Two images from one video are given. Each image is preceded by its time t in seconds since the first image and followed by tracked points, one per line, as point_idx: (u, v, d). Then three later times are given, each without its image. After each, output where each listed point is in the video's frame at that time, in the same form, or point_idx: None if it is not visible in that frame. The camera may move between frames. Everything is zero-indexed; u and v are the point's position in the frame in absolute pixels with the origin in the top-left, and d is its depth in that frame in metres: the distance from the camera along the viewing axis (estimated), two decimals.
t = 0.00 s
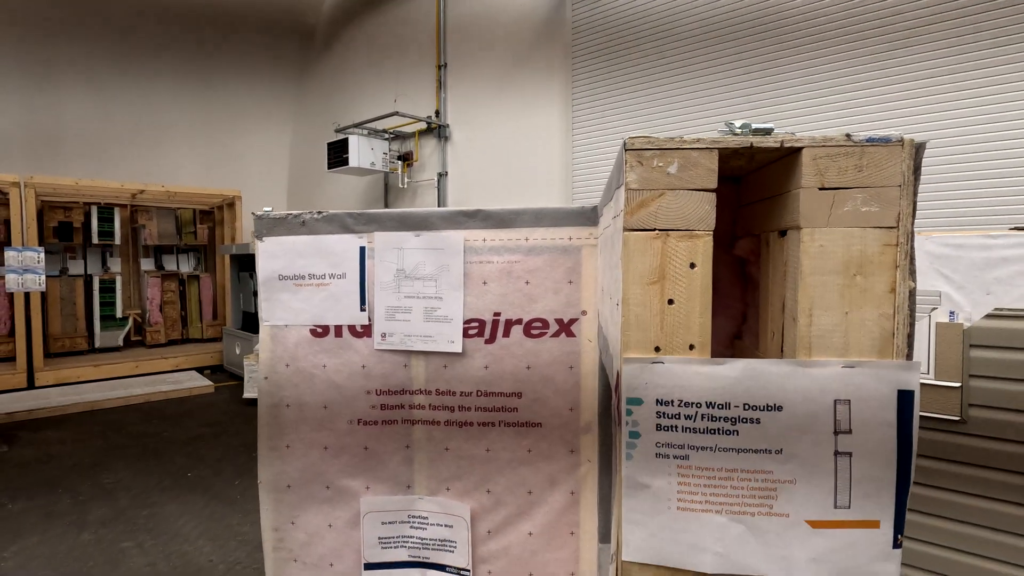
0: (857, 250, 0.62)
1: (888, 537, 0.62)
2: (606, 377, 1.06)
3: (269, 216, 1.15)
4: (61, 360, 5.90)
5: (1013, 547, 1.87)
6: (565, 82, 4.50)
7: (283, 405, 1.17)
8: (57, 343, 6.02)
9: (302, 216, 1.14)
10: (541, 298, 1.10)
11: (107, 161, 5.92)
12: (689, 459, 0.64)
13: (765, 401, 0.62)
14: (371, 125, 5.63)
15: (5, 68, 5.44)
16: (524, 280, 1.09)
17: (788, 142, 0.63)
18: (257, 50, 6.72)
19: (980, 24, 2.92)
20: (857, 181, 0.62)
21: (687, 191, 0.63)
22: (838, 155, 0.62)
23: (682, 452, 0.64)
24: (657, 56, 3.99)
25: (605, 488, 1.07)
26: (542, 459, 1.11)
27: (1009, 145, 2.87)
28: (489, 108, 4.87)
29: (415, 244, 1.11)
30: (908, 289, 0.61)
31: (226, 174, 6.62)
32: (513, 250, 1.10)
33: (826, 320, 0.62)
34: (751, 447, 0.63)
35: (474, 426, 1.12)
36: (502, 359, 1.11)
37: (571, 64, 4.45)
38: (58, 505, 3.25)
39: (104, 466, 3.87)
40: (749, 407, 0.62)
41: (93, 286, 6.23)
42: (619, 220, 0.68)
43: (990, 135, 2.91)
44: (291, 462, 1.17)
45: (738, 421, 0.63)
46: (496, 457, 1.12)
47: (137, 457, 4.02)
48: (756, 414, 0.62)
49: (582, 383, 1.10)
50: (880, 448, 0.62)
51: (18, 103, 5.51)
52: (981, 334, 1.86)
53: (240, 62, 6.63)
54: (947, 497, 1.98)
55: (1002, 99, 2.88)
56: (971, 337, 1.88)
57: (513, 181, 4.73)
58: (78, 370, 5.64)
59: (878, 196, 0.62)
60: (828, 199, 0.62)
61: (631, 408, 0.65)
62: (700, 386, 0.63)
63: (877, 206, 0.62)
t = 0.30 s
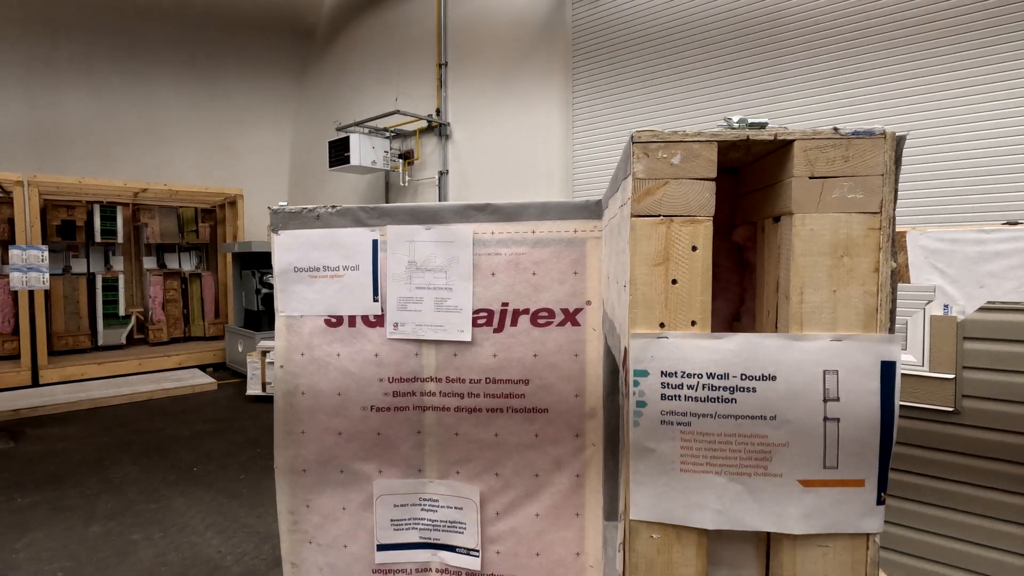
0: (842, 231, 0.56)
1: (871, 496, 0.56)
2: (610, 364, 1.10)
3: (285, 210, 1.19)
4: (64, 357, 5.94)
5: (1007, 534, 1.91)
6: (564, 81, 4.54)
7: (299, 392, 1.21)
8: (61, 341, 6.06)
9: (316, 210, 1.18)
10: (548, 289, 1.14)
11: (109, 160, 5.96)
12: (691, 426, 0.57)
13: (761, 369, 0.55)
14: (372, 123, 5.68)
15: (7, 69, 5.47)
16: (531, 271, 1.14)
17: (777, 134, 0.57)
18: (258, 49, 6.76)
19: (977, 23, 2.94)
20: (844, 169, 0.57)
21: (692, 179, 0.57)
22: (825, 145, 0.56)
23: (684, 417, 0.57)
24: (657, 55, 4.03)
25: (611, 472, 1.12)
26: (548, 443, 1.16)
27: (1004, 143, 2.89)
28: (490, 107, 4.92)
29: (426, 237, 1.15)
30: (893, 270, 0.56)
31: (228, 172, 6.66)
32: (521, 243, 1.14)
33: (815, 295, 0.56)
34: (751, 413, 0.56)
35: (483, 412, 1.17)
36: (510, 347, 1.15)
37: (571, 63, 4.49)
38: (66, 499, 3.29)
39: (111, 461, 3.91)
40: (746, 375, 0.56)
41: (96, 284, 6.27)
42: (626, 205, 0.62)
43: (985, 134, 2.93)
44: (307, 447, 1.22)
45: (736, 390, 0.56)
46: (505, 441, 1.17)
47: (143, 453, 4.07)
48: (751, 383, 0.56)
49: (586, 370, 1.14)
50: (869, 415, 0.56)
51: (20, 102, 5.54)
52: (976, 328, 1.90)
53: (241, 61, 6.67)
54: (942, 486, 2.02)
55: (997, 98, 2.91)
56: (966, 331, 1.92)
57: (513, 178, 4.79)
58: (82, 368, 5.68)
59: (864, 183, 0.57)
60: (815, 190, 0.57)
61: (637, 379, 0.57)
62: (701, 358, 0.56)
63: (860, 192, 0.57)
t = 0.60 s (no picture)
0: (828, 216, 0.56)
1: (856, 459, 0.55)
2: (611, 352, 1.14)
3: (297, 204, 1.23)
4: (66, 356, 5.96)
5: (998, 522, 1.95)
6: (564, 81, 4.59)
7: (310, 380, 1.25)
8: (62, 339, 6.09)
9: (327, 204, 1.22)
10: (551, 280, 1.18)
11: (109, 160, 5.99)
12: (690, 395, 0.56)
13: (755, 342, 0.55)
14: (373, 123, 5.72)
15: (7, 68, 5.49)
16: (535, 263, 1.18)
17: (766, 127, 0.57)
18: (258, 49, 6.79)
19: (972, 17, 2.92)
20: (834, 158, 0.56)
21: (692, 168, 0.56)
22: (813, 133, 0.56)
23: (682, 387, 0.56)
24: (654, 55, 4.08)
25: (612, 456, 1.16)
26: (552, 429, 1.20)
27: (1002, 138, 2.85)
28: (489, 107, 4.97)
29: (434, 229, 1.19)
30: (875, 251, 0.55)
31: (228, 172, 6.69)
32: (526, 235, 1.18)
33: (805, 272, 0.55)
34: (746, 382, 0.56)
35: (489, 398, 1.21)
36: (515, 336, 1.19)
37: (570, 63, 4.54)
38: (72, 495, 3.33)
39: (114, 457, 3.94)
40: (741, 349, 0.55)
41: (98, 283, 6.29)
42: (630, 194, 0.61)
43: (981, 129, 2.91)
44: (319, 433, 1.26)
45: (733, 364, 0.55)
46: (510, 427, 1.21)
47: (146, 449, 4.10)
48: (745, 354, 0.55)
49: (589, 358, 1.18)
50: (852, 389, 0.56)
51: (20, 103, 5.56)
52: (967, 321, 1.94)
53: (241, 61, 6.70)
54: (934, 476, 2.07)
55: (992, 93, 2.88)
56: (958, 324, 1.97)
57: (512, 177, 4.84)
58: (84, 366, 5.71)
59: (851, 171, 0.56)
60: (803, 177, 0.56)
61: (638, 354, 0.57)
62: (698, 333, 0.56)
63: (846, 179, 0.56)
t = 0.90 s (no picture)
0: (817, 207, 0.58)
1: (843, 432, 0.59)
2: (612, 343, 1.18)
3: (308, 200, 1.27)
4: (67, 355, 5.99)
5: (990, 512, 1.99)
6: (563, 81, 4.62)
7: (322, 371, 1.29)
8: (63, 339, 6.10)
9: (338, 200, 1.26)
10: (555, 273, 1.22)
11: (109, 159, 6.01)
12: (689, 373, 0.60)
13: (749, 324, 0.59)
14: (372, 122, 5.75)
15: (6, 67, 5.51)
16: (539, 257, 1.22)
17: (760, 123, 0.59)
18: (258, 49, 6.82)
19: (967, 18, 2.97)
20: (824, 154, 0.58)
21: (691, 163, 0.60)
22: (805, 131, 0.58)
23: (682, 365, 0.60)
24: (653, 55, 4.12)
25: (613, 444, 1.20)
26: (556, 417, 1.24)
27: (996, 138, 2.89)
28: (489, 108, 5.02)
29: (441, 225, 1.23)
30: (860, 240, 0.58)
31: (227, 171, 6.72)
32: (530, 230, 1.22)
33: (795, 261, 0.59)
34: (741, 360, 0.59)
35: (495, 388, 1.25)
36: (520, 327, 1.24)
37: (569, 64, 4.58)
38: (76, 490, 3.36)
39: (118, 454, 3.97)
40: (736, 330, 0.59)
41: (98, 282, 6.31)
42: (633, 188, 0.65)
43: (975, 129, 2.95)
44: (329, 422, 1.30)
45: (729, 343, 0.59)
46: (515, 415, 1.26)
47: (148, 446, 4.13)
48: (741, 335, 0.59)
49: (591, 348, 1.23)
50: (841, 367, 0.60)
51: (20, 102, 5.58)
52: (958, 314, 2.00)
53: (240, 61, 6.73)
54: (928, 468, 2.11)
55: (986, 93, 2.92)
56: (949, 318, 2.03)
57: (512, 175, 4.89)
58: (84, 365, 5.73)
59: (840, 166, 0.58)
60: (795, 172, 0.58)
61: (641, 336, 0.61)
62: (697, 315, 0.60)
63: (836, 173, 0.58)
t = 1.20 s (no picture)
0: (824, 189, 0.61)
1: (848, 406, 0.62)
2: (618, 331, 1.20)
3: (319, 192, 1.29)
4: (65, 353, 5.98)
5: (985, 503, 2.03)
6: (562, 80, 4.68)
7: (333, 360, 1.32)
8: (61, 337, 6.10)
9: (349, 192, 1.28)
10: (562, 263, 1.25)
11: (107, 157, 6.02)
12: (702, 349, 0.63)
13: (759, 302, 0.61)
14: (372, 121, 5.77)
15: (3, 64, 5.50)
16: (547, 248, 1.25)
17: (769, 110, 0.62)
18: (256, 47, 6.83)
19: (962, 14, 3.01)
20: (830, 139, 0.61)
21: (703, 149, 0.62)
22: (812, 118, 0.61)
23: (695, 342, 0.63)
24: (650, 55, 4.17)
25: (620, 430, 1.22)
26: (563, 404, 1.27)
27: (986, 136, 2.96)
28: (489, 106, 5.06)
29: (451, 217, 1.26)
30: (866, 222, 0.61)
31: (226, 170, 6.74)
32: (538, 221, 1.25)
33: (803, 242, 0.61)
34: (752, 337, 0.62)
35: (503, 376, 1.28)
36: (528, 317, 1.26)
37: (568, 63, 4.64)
38: (79, 487, 3.37)
39: (119, 451, 3.98)
40: (747, 309, 0.62)
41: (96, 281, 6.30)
42: (647, 174, 0.67)
43: (966, 127, 3.01)
44: (340, 410, 1.32)
45: (740, 320, 0.62)
46: (523, 403, 1.28)
47: (150, 443, 4.14)
48: (752, 313, 0.62)
49: (598, 337, 1.25)
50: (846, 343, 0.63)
51: (18, 100, 5.57)
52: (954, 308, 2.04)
53: (238, 60, 6.74)
54: (924, 459, 2.15)
55: (976, 93, 2.99)
56: (945, 312, 2.06)
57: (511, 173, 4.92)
58: (84, 363, 5.71)
59: (845, 150, 0.61)
60: (802, 156, 0.61)
61: (655, 314, 0.64)
62: (710, 294, 0.62)
63: (842, 157, 0.61)
